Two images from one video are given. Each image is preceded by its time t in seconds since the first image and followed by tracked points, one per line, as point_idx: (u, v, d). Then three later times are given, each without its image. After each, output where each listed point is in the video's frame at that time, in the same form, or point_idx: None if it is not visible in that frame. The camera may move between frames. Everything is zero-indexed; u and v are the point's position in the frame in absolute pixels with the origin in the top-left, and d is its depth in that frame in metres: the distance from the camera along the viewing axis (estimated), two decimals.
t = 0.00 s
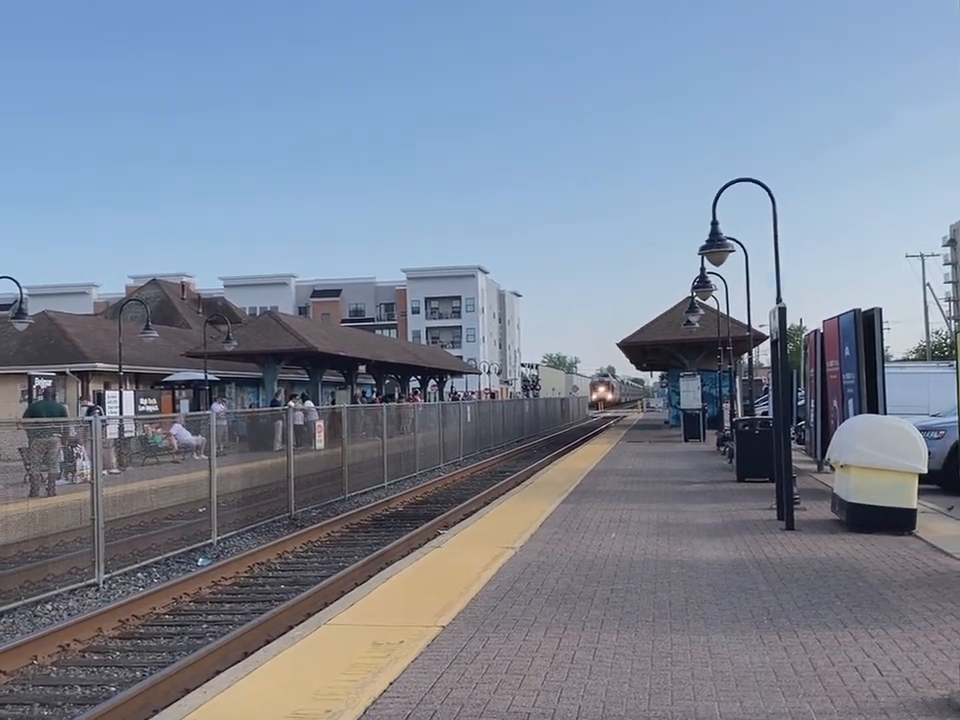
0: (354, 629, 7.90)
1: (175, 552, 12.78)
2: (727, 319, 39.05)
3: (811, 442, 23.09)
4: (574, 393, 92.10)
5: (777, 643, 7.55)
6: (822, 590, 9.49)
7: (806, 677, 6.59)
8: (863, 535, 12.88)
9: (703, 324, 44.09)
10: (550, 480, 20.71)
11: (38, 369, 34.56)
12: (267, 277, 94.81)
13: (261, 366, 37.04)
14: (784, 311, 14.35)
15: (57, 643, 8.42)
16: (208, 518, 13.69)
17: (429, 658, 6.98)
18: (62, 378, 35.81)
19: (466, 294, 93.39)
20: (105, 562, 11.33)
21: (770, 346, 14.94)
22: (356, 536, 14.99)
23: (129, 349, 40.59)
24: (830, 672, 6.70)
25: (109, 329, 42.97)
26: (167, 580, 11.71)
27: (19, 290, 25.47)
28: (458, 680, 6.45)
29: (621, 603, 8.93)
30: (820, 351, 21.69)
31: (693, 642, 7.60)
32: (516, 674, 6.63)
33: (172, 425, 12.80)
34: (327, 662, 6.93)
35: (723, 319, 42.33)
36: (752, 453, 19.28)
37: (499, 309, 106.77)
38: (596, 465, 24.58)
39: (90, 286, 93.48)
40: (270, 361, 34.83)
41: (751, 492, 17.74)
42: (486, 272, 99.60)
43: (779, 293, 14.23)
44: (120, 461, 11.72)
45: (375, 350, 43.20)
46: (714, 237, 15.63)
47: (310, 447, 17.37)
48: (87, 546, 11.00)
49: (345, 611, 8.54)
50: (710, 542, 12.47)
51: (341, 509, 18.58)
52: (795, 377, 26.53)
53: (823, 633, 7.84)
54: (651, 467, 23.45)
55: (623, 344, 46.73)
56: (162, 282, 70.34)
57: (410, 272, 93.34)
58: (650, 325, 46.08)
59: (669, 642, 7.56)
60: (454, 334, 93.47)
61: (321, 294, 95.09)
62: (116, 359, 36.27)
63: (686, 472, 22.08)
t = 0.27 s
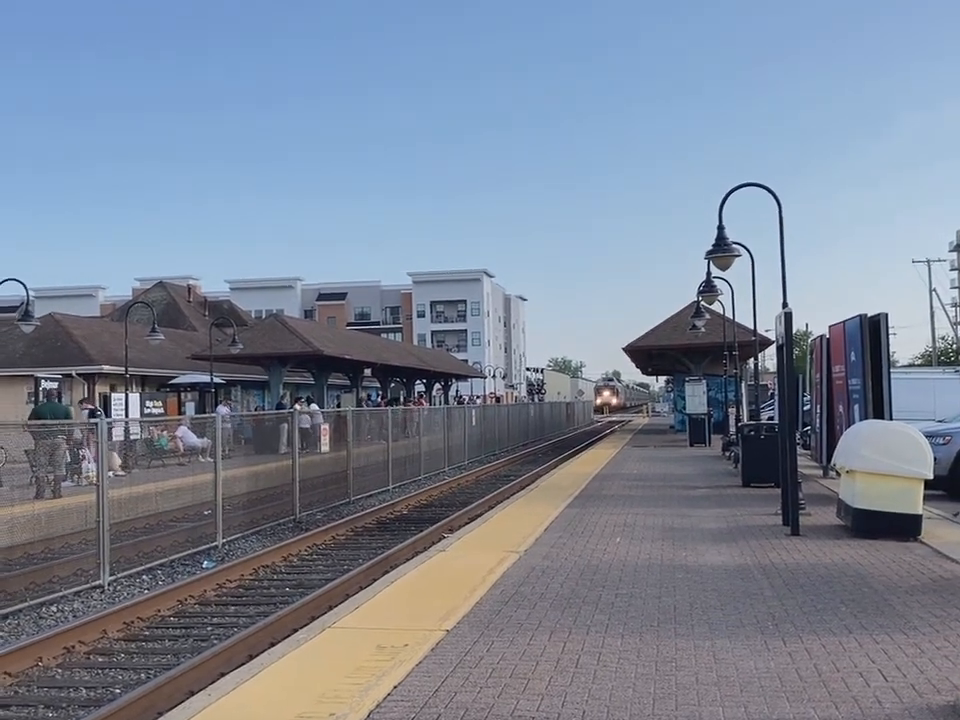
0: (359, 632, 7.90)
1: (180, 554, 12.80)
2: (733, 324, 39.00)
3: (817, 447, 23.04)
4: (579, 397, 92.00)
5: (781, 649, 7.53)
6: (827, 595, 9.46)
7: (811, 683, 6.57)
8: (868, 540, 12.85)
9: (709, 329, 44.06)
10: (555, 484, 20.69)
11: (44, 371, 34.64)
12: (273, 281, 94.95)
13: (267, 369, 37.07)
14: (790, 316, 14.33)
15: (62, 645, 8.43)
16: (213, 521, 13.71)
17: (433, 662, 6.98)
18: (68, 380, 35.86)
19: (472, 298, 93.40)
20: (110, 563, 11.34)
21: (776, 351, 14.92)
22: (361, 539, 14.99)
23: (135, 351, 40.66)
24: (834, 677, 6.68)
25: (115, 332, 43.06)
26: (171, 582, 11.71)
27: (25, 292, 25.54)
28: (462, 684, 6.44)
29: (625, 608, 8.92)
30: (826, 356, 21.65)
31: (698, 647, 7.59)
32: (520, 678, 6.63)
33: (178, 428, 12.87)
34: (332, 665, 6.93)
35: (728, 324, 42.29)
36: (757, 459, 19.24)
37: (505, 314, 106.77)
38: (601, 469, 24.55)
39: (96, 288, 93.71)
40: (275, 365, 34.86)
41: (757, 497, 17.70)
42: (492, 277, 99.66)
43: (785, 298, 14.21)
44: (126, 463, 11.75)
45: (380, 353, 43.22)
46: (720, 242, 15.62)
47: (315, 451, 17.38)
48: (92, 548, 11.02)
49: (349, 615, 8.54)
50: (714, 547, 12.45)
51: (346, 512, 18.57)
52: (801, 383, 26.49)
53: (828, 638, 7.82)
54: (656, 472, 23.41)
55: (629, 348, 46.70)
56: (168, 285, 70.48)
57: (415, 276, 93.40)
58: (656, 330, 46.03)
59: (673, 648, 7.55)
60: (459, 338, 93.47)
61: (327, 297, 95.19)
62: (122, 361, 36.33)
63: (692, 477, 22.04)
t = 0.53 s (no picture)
0: (363, 636, 7.89)
1: (184, 556, 12.81)
2: (739, 329, 38.95)
3: (822, 453, 22.99)
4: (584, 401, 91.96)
5: (786, 655, 7.51)
6: (832, 602, 9.43)
7: (816, 689, 6.55)
8: (873, 546, 12.82)
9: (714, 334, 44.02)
10: (560, 488, 20.67)
11: (51, 372, 34.72)
12: (279, 283, 95.06)
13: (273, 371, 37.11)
14: (796, 321, 14.31)
15: (66, 646, 8.44)
16: (218, 523, 13.72)
17: (437, 666, 6.97)
18: (74, 381, 35.92)
19: (478, 301, 93.43)
20: (114, 565, 11.35)
21: (782, 356, 14.89)
22: (365, 542, 14.99)
23: (141, 353, 40.72)
24: (839, 684, 6.66)
25: (122, 333, 43.14)
26: (176, 584, 11.72)
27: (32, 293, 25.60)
28: (466, 689, 6.43)
29: (629, 613, 8.90)
30: (832, 361, 21.61)
31: (701, 653, 7.57)
32: (524, 682, 6.61)
33: (183, 430, 12.86)
34: (335, 669, 6.92)
35: (734, 329, 42.24)
36: (762, 464, 19.20)
37: (510, 317, 106.78)
38: (606, 474, 24.51)
39: (103, 289, 93.91)
40: (281, 367, 34.88)
41: (762, 502, 17.67)
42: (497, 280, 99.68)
43: (791, 303, 14.20)
44: (131, 465, 11.75)
45: (386, 356, 43.22)
46: (726, 247, 15.61)
47: (320, 453, 17.38)
48: (97, 549, 11.04)
49: (353, 618, 8.52)
50: (719, 552, 12.43)
51: (350, 515, 18.57)
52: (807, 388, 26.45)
53: (833, 645, 7.80)
54: (661, 477, 23.38)
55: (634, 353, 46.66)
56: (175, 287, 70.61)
57: (421, 279, 93.45)
58: (661, 334, 46.00)
59: (677, 653, 7.53)
60: (464, 341, 93.48)
61: (333, 299, 95.27)
62: (128, 363, 36.40)
63: (697, 481, 22.00)
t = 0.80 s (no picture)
0: (365, 639, 7.87)
1: (188, 557, 12.81)
2: (746, 333, 38.91)
3: (828, 458, 22.93)
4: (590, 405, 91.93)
5: (790, 661, 7.48)
6: (837, 608, 9.39)
7: (820, 695, 6.52)
8: (879, 552, 12.77)
9: (721, 338, 43.96)
10: (565, 491, 20.63)
11: (57, 372, 34.79)
12: (285, 284, 95.15)
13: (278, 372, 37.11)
14: (803, 325, 14.27)
15: (69, 647, 8.43)
16: (223, 524, 13.71)
17: (440, 669, 6.95)
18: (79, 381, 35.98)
19: (484, 304, 93.44)
20: (118, 565, 11.35)
21: (789, 361, 14.85)
22: (369, 544, 14.98)
23: (147, 353, 40.77)
24: (843, 690, 6.63)
25: (128, 333, 43.20)
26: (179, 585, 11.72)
27: (39, 293, 25.64)
28: (470, 692, 6.41)
29: (633, 617, 8.87)
30: (839, 366, 21.56)
31: (705, 658, 7.53)
32: (527, 686, 6.60)
33: (189, 431, 12.83)
34: (338, 671, 6.91)
35: (741, 334, 42.18)
36: (768, 468, 19.15)
37: (517, 320, 106.77)
38: (610, 478, 24.48)
39: (110, 289, 94.12)
40: (287, 368, 34.89)
41: (767, 508, 17.62)
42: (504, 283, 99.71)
43: (798, 307, 14.16)
44: (136, 465, 11.74)
45: (392, 358, 43.21)
46: (733, 251, 15.58)
47: (325, 455, 17.37)
48: (101, 549, 11.04)
49: (356, 620, 8.51)
50: (724, 557, 12.40)
51: (355, 517, 18.57)
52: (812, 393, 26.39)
53: (838, 651, 7.76)
54: (666, 481, 23.32)
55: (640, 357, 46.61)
56: (181, 287, 70.71)
57: (427, 281, 93.49)
58: (667, 338, 45.95)
59: (681, 658, 7.50)
60: (470, 344, 93.48)
61: (339, 301, 95.34)
62: (134, 363, 36.44)
63: (702, 486, 21.95)
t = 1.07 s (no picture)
0: (368, 641, 7.87)
1: (191, 558, 12.83)
2: (751, 337, 38.89)
3: (832, 463, 22.90)
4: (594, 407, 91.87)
5: (793, 666, 7.46)
6: (840, 613, 9.37)
7: (823, 701, 6.51)
8: (884, 557, 12.75)
9: (726, 342, 43.94)
10: (569, 494, 20.62)
11: (62, 371, 34.86)
12: (291, 285, 95.22)
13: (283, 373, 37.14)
14: (808, 330, 14.25)
15: (72, 646, 8.44)
16: (226, 524, 13.73)
17: (442, 672, 6.95)
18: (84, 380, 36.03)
19: (489, 306, 93.43)
20: (122, 565, 11.36)
21: (794, 365, 14.82)
22: (372, 546, 14.98)
23: (152, 353, 40.81)
24: (846, 696, 6.62)
25: (133, 333, 43.24)
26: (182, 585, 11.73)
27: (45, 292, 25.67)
28: (472, 695, 6.41)
29: (636, 622, 8.86)
30: (844, 371, 21.53)
31: (708, 663, 7.52)
32: (529, 690, 6.60)
33: (193, 430, 12.82)
34: (340, 674, 6.91)
35: (746, 337, 42.15)
36: (772, 473, 19.11)
37: (522, 322, 106.79)
38: (614, 481, 24.49)
39: (116, 289, 94.29)
40: (291, 369, 34.91)
41: (772, 512, 17.59)
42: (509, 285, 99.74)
43: (803, 312, 14.14)
44: (140, 465, 11.75)
45: (397, 359, 43.23)
46: (738, 255, 15.57)
47: (329, 456, 17.39)
48: (105, 549, 11.05)
49: (359, 623, 8.51)
50: (728, 562, 12.38)
51: (358, 519, 18.58)
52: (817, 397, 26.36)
53: (841, 657, 7.74)
54: (670, 485, 23.31)
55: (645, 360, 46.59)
56: (186, 288, 70.80)
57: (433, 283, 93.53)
58: (672, 341, 45.91)
59: (684, 663, 7.50)
60: (475, 345, 93.49)
61: (345, 302, 95.39)
62: (139, 363, 36.50)
63: (706, 490, 21.93)
